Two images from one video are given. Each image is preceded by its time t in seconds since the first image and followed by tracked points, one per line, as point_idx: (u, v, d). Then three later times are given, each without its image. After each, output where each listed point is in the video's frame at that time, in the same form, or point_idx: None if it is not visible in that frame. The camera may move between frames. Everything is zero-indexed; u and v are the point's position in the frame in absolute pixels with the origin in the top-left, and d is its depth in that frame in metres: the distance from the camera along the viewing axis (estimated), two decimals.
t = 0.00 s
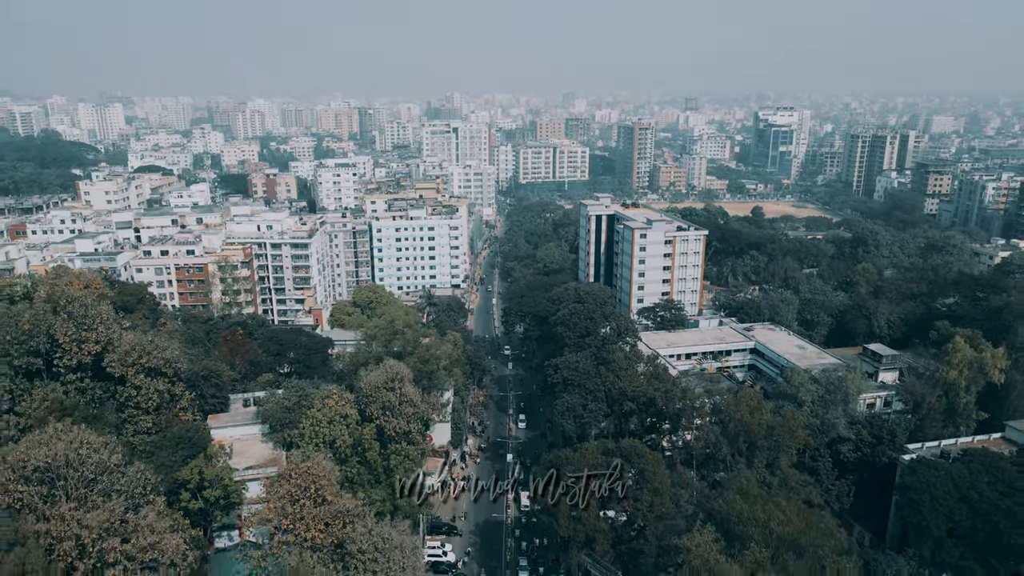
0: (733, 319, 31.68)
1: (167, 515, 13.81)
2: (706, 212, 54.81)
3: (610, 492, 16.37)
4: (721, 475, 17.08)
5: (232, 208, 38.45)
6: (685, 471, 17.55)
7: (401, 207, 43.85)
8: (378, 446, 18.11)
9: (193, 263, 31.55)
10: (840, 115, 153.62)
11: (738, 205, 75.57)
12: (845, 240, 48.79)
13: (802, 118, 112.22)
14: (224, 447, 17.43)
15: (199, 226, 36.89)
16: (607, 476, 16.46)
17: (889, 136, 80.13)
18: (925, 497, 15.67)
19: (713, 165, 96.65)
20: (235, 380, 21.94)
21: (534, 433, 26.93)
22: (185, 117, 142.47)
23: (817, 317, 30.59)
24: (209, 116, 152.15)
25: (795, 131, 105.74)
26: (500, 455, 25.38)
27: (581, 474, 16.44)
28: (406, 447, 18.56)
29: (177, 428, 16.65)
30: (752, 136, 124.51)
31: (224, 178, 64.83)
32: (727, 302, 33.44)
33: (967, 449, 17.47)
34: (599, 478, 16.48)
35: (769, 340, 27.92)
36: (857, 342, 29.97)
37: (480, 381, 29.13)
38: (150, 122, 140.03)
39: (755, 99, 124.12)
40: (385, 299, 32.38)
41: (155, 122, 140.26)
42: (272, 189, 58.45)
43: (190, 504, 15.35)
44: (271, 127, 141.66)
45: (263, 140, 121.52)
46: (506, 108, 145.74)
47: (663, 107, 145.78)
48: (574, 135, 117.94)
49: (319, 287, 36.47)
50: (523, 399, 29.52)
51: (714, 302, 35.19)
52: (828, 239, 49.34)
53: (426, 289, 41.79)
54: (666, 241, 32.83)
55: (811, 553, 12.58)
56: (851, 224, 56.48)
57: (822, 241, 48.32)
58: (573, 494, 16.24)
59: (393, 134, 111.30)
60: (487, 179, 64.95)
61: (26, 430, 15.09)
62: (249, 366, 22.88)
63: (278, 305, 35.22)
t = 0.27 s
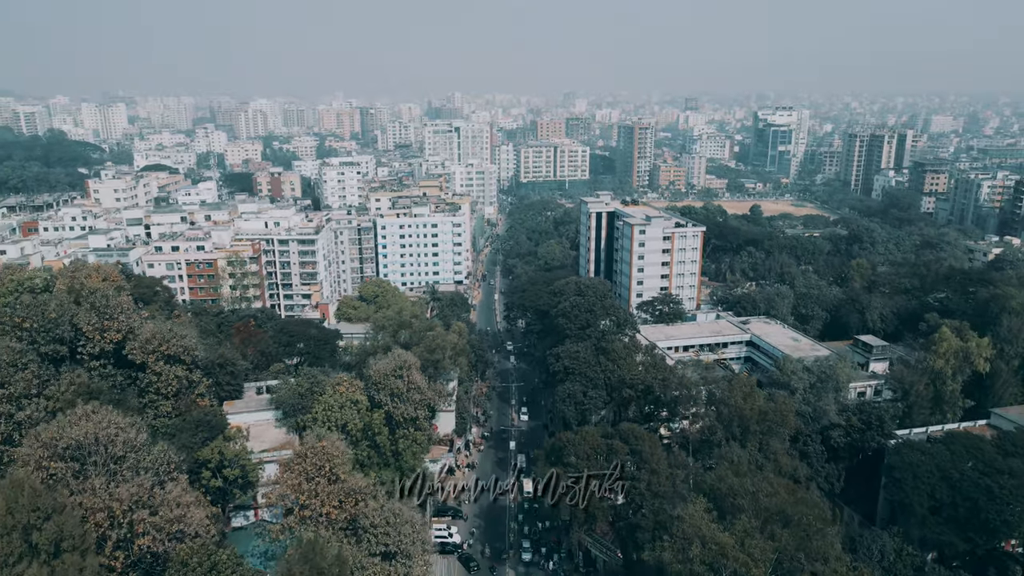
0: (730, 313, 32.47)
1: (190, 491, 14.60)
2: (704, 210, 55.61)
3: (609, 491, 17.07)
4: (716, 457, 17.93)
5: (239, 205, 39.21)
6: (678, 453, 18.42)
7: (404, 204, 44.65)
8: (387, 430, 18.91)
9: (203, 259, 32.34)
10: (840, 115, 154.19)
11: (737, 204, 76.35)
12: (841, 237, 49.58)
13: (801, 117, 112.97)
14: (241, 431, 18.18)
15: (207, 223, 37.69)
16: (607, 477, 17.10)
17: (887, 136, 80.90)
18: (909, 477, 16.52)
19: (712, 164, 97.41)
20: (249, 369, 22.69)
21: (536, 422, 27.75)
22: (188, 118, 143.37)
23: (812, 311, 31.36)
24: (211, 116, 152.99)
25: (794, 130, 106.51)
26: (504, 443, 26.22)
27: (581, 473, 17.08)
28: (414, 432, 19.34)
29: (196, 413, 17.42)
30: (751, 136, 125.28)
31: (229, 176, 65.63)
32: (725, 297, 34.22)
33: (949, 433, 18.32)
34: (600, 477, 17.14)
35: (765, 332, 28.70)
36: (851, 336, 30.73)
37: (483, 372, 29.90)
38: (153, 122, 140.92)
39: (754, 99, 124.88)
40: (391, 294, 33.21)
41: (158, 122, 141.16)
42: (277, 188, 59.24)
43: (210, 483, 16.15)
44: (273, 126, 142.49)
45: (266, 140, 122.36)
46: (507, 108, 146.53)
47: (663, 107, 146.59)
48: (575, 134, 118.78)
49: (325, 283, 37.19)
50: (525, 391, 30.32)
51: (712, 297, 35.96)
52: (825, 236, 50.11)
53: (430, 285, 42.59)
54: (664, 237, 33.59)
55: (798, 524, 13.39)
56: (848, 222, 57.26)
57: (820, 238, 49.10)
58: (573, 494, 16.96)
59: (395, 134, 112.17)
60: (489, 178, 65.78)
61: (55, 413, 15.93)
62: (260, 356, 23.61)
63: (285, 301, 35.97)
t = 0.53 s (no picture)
0: (727, 307, 33.26)
1: (212, 470, 15.43)
2: (703, 208, 56.41)
3: (610, 491, 17.65)
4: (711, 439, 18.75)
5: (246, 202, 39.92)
6: (674, 436, 19.22)
7: (408, 202, 45.45)
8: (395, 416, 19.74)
9: (213, 254, 33.11)
10: (839, 114, 154.83)
11: (736, 202, 77.14)
12: (838, 234, 50.38)
13: (800, 117, 113.65)
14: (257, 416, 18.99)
15: (216, 220, 38.47)
16: (607, 478, 17.71)
17: (884, 135, 81.65)
18: (894, 458, 17.37)
19: (712, 163, 98.22)
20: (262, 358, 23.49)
21: (538, 413, 28.55)
22: (190, 117, 144.09)
23: (807, 305, 32.16)
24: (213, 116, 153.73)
25: (793, 130, 107.25)
26: (506, 432, 27.01)
27: (581, 474, 17.70)
28: (421, 418, 20.13)
29: (213, 399, 18.24)
30: (750, 135, 126.02)
31: (233, 175, 66.39)
32: (723, 292, 34.99)
33: (935, 417, 19.14)
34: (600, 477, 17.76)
35: (761, 325, 29.50)
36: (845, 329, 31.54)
37: (487, 365, 30.70)
38: (155, 122, 141.67)
39: (753, 98, 125.59)
40: (396, 289, 33.97)
41: (160, 122, 141.92)
42: (281, 186, 59.99)
43: (228, 463, 16.95)
44: (275, 126, 143.22)
45: (268, 139, 123.14)
46: (507, 108, 147.22)
47: (663, 107, 147.31)
48: (575, 134, 119.55)
49: (331, 279, 37.88)
50: (527, 383, 31.12)
51: (709, 292, 36.77)
52: (822, 233, 50.92)
53: (433, 281, 43.38)
54: (663, 234, 34.37)
55: (786, 496, 14.29)
56: (845, 220, 58.04)
57: (816, 235, 49.90)
58: (573, 494, 17.66)
59: (397, 134, 112.99)
60: (490, 177, 66.58)
61: (82, 397, 16.78)
62: (271, 347, 24.28)
63: (292, 296, 36.66)
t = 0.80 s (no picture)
0: (724, 301, 34.08)
1: (230, 451, 16.23)
2: (701, 206, 57.22)
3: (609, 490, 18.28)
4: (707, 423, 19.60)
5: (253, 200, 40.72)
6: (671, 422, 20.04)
7: (412, 200, 46.26)
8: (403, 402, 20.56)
9: (222, 251, 33.94)
10: (838, 113, 155.48)
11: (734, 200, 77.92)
12: (834, 231, 51.20)
13: (799, 116, 114.42)
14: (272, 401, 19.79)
15: (224, 217, 39.29)
16: (606, 477, 18.30)
17: (882, 134, 82.40)
18: (881, 441, 18.24)
19: (711, 163, 98.98)
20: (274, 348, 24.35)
21: (540, 403, 29.36)
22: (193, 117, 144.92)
23: (802, 300, 33.00)
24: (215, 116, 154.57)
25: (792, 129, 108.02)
26: (509, 422, 27.82)
27: (581, 475, 18.36)
28: (428, 405, 20.95)
29: (230, 385, 19.08)
30: (750, 135, 126.78)
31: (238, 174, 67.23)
32: (720, 287, 35.81)
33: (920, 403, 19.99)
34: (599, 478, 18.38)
35: (756, 319, 30.33)
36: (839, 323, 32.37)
37: (490, 357, 31.52)
38: (158, 121, 142.51)
39: (753, 98, 126.32)
40: (400, 284, 34.77)
41: (163, 121, 142.71)
42: (286, 184, 60.78)
43: (245, 445, 17.80)
44: (277, 126, 144.02)
45: (271, 139, 124.01)
46: (508, 108, 147.93)
47: (663, 107, 148.11)
48: (576, 133, 120.33)
49: (337, 275, 38.67)
50: (529, 375, 31.93)
51: (707, 288, 37.59)
52: (818, 231, 51.75)
53: (436, 277, 44.17)
54: (662, 230, 35.20)
55: (775, 473, 15.17)
56: (842, 218, 58.81)
57: (813, 233, 50.71)
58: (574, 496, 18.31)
59: (399, 133, 113.84)
60: (492, 175, 67.39)
61: (106, 382, 17.64)
62: (282, 338, 25.01)
63: (299, 291, 37.47)
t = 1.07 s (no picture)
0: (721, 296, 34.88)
1: (248, 433, 17.06)
2: (700, 204, 58.02)
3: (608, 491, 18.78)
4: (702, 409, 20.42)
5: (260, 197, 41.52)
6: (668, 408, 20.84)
7: (415, 198, 47.05)
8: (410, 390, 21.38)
9: (230, 247, 34.72)
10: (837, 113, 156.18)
11: (733, 199, 78.72)
12: (831, 229, 52.00)
13: (798, 115, 115.16)
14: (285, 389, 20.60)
15: (231, 214, 40.09)
16: (606, 478, 18.80)
17: (880, 134, 83.14)
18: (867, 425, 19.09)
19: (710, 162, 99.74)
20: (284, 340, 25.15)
21: (541, 394, 30.19)
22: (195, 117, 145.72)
23: (797, 295, 33.79)
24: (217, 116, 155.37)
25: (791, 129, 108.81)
26: (511, 412, 28.64)
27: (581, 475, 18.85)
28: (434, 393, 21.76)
29: (245, 372, 19.90)
30: (749, 134, 127.53)
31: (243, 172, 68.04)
32: (717, 282, 36.63)
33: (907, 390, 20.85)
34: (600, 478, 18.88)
35: (752, 312, 31.14)
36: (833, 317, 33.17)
37: (492, 350, 32.31)
38: (161, 121, 143.30)
39: (752, 98, 127.12)
40: (405, 279, 35.57)
41: (166, 121, 143.48)
42: (290, 182, 61.58)
43: (261, 428, 18.67)
44: (279, 126, 144.81)
45: (273, 138, 124.81)
46: (509, 108, 148.69)
47: (663, 107, 148.89)
48: (576, 133, 121.06)
49: (342, 271, 39.45)
50: (531, 368, 32.73)
51: (705, 283, 38.40)
52: (815, 229, 52.55)
53: (439, 273, 44.96)
54: (660, 227, 36.02)
55: (766, 452, 16.01)
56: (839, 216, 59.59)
57: (810, 230, 51.51)
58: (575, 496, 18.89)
59: (400, 133, 114.64)
60: (493, 174, 68.17)
61: (128, 368, 18.49)
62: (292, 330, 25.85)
63: (305, 287, 38.25)
